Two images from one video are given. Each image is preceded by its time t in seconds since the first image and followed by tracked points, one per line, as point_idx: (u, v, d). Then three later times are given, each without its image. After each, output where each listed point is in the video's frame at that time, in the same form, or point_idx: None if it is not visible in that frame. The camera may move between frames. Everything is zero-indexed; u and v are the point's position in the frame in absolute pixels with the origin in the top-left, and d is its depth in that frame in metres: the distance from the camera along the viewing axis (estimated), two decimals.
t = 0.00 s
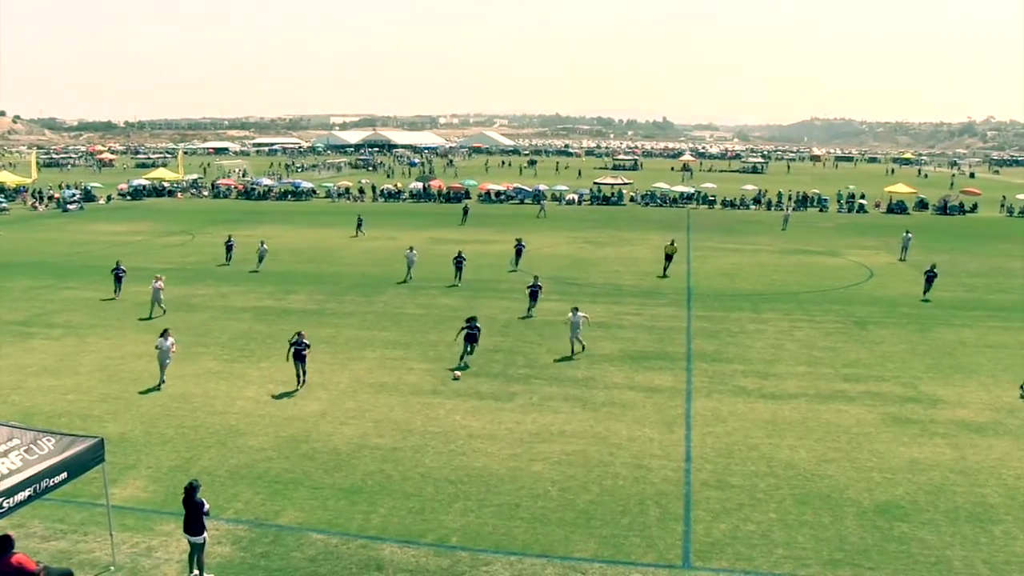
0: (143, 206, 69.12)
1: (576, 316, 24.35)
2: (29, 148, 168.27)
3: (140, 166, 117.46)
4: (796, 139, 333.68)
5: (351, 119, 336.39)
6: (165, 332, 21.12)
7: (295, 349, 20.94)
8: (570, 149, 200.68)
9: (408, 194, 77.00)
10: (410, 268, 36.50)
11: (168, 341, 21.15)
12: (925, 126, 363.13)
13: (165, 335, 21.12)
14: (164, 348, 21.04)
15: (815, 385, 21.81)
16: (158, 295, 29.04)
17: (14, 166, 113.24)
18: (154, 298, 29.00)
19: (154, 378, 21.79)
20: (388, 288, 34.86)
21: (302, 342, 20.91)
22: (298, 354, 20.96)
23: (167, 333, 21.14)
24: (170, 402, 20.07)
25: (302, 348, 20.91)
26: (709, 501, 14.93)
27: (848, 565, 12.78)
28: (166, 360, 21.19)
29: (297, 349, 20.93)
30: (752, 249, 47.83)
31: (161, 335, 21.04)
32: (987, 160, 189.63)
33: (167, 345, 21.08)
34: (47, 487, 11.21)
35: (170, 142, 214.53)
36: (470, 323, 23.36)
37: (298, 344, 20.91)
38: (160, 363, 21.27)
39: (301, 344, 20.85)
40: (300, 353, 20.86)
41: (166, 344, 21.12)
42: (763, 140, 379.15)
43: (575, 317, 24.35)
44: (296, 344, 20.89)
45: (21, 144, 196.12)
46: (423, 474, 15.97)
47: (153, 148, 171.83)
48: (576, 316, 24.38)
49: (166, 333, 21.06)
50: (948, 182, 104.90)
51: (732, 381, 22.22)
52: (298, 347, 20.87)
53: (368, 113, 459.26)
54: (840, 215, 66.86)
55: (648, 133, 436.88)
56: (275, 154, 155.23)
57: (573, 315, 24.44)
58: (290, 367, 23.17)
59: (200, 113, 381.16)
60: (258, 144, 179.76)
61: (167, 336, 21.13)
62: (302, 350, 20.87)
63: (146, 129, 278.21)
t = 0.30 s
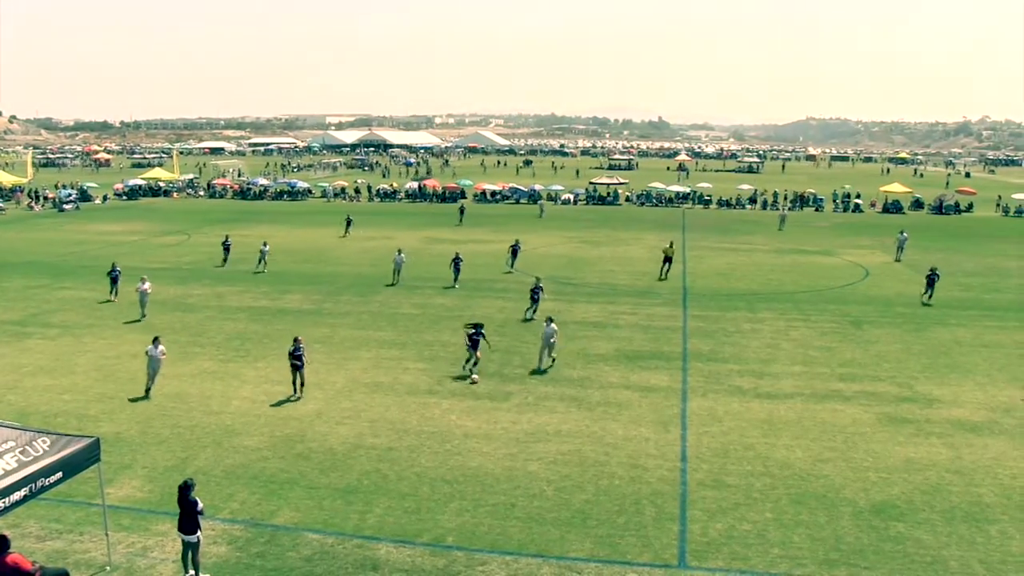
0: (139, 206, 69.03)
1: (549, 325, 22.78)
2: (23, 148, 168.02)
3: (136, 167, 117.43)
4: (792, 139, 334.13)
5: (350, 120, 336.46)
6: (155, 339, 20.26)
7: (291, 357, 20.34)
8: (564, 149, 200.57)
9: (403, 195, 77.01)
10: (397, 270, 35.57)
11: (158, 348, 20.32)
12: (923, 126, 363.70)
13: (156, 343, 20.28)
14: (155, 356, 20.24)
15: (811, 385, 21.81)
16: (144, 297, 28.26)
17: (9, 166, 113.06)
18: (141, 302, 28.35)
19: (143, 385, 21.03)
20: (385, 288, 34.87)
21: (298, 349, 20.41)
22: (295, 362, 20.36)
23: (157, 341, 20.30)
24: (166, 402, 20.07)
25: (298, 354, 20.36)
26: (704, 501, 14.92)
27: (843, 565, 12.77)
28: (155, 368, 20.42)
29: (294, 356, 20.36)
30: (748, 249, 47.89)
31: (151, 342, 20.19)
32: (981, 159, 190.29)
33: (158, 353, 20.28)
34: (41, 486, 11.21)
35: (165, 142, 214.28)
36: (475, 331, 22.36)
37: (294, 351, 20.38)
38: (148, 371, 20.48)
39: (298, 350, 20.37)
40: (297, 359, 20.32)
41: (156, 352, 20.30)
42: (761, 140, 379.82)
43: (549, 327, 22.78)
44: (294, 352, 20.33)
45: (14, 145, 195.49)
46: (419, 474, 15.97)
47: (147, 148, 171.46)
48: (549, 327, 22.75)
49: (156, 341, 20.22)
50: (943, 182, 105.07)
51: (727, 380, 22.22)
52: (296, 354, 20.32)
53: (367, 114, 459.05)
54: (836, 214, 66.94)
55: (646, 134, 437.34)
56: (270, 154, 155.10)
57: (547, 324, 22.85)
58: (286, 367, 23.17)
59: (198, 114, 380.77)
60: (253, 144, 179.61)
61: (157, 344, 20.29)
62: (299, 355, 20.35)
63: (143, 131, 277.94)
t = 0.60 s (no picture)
0: (136, 207, 69.07)
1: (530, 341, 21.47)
2: (19, 150, 167.97)
3: (133, 168, 117.51)
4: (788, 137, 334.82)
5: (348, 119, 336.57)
6: (154, 348, 19.49)
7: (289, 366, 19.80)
8: (559, 147, 200.64)
9: (399, 195, 77.05)
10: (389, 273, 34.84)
11: (157, 357, 19.57)
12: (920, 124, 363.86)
13: (155, 352, 19.51)
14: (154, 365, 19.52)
15: (807, 384, 21.84)
16: (135, 300, 27.83)
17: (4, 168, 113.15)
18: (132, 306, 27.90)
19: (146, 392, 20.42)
20: (383, 287, 34.91)
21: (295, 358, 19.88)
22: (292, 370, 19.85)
23: (156, 350, 19.53)
24: (162, 402, 20.09)
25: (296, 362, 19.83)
26: (700, 500, 14.95)
27: (840, 563, 12.79)
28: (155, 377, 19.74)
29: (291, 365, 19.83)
30: (744, 248, 47.92)
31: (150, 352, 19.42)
32: (976, 159, 190.51)
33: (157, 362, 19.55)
34: (38, 487, 11.21)
35: (160, 142, 214.32)
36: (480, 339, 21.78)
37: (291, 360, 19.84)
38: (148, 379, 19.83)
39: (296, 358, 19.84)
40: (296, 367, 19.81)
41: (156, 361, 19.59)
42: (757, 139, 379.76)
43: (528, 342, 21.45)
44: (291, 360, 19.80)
45: (9, 145, 195.39)
46: (415, 474, 15.99)
47: (143, 149, 171.57)
48: (529, 342, 21.40)
49: (156, 350, 19.45)
50: (937, 180, 105.39)
51: (723, 379, 22.26)
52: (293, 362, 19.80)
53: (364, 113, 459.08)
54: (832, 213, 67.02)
55: (645, 132, 437.21)
56: (266, 155, 155.18)
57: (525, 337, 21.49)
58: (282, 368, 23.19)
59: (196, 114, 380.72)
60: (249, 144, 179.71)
61: (156, 353, 19.53)
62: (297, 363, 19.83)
63: (139, 131, 277.62)
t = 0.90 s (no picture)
0: (123, 206, 68.65)
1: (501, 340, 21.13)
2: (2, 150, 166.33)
3: (121, 167, 117.19)
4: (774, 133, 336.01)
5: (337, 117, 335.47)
6: (158, 354, 19.00)
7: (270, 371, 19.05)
8: (548, 144, 200.74)
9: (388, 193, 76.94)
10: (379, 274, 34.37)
11: (162, 362, 19.07)
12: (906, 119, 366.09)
13: (159, 357, 19.00)
14: (157, 371, 18.98)
15: (797, 378, 21.94)
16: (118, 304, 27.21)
17: None
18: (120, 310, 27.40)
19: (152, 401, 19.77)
20: (373, 285, 34.85)
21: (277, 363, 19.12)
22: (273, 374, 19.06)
23: (161, 355, 19.04)
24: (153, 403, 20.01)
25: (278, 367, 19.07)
26: (691, 494, 15.02)
27: (829, 555, 12.88)
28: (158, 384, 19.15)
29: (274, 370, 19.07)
30: (734, 244, 48.12)
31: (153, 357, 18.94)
32: (963, 154, 191.58)
33: (160, 368, 19.03)
34: (27, 490, 11.13)
35: (146, 141, 212.90)
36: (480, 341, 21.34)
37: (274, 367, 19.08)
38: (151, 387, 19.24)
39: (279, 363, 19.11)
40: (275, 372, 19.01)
41: (159, 366, 19.06)
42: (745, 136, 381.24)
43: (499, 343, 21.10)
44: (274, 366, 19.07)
45: None
46: (408, 472, 15.99)
47: (129, 148, 170.32)
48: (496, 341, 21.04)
49: (159, 354, 18.97)
50: (924, 176, 106.07)
51: (714, 374, 22.35)
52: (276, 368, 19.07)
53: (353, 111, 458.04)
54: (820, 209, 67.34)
55: (633, 128, 437.69)
56: (253, 154, 154.37)
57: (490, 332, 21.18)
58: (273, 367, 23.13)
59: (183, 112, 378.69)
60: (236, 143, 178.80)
61: (160, 359, 19.03)
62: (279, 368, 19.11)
63: (125, 130, 275.57)
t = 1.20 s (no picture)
0: (90, 202, 67.61)
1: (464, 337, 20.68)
2: None
3: (88, 162, 115.41)
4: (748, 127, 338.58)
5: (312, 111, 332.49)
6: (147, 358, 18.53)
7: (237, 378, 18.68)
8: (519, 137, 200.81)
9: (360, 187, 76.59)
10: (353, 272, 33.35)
11: (151, 366, 18.57)
12: (878, 113, 370.44)
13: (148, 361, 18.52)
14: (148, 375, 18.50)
15: (768, 369, 22.13)
16: (84, 304, 26.62)
17: None
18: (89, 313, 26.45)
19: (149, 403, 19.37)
20: (346, 280, 34.71)
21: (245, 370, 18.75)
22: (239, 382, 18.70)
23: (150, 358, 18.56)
24: (123, 401, 19.79)
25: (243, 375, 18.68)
26: (665, 485, 15.10)
27: (801, 543, 13.01)
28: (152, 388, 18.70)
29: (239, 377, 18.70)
30: (706, 236, 48.44)
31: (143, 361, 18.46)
32: (930, 145, 194.21)
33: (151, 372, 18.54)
34: None
35: (113, 136, 209.59)
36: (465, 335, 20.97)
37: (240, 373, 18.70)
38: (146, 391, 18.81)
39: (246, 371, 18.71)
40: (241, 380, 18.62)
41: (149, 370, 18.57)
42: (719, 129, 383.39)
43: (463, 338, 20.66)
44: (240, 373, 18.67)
45: None
46: (382, 466, 15.95)
47: (95, 143, 167.59)
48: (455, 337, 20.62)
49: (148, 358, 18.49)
50: (892, 168, 107.49)
51: (686, 366, 22.51)
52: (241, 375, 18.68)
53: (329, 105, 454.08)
54: (791, 200, 67.95)
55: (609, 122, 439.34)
56: (223, 149, 152.50)
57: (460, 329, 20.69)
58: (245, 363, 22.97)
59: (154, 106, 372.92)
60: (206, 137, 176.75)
61: (150, 362, 18.54)
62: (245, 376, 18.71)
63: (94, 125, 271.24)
